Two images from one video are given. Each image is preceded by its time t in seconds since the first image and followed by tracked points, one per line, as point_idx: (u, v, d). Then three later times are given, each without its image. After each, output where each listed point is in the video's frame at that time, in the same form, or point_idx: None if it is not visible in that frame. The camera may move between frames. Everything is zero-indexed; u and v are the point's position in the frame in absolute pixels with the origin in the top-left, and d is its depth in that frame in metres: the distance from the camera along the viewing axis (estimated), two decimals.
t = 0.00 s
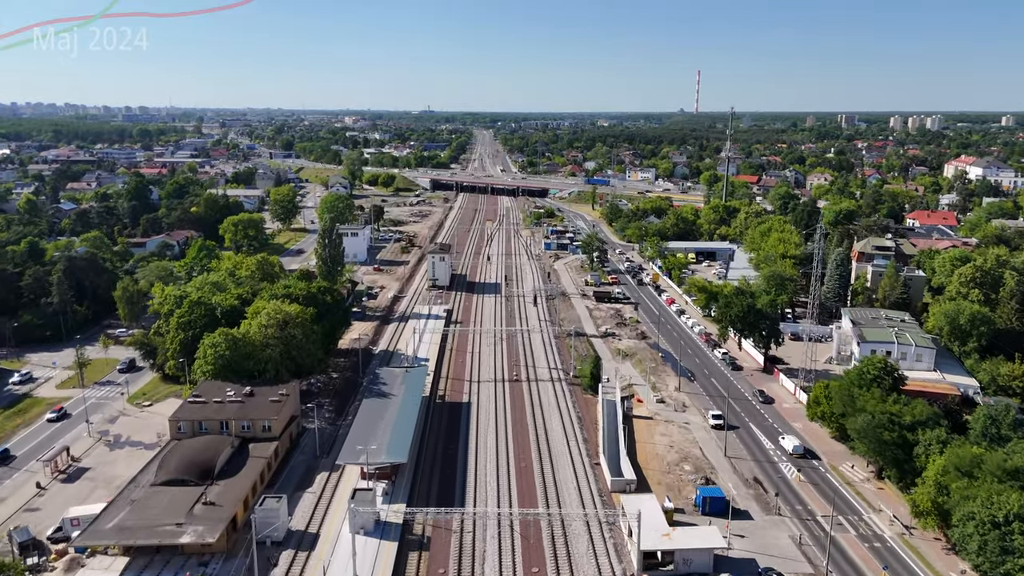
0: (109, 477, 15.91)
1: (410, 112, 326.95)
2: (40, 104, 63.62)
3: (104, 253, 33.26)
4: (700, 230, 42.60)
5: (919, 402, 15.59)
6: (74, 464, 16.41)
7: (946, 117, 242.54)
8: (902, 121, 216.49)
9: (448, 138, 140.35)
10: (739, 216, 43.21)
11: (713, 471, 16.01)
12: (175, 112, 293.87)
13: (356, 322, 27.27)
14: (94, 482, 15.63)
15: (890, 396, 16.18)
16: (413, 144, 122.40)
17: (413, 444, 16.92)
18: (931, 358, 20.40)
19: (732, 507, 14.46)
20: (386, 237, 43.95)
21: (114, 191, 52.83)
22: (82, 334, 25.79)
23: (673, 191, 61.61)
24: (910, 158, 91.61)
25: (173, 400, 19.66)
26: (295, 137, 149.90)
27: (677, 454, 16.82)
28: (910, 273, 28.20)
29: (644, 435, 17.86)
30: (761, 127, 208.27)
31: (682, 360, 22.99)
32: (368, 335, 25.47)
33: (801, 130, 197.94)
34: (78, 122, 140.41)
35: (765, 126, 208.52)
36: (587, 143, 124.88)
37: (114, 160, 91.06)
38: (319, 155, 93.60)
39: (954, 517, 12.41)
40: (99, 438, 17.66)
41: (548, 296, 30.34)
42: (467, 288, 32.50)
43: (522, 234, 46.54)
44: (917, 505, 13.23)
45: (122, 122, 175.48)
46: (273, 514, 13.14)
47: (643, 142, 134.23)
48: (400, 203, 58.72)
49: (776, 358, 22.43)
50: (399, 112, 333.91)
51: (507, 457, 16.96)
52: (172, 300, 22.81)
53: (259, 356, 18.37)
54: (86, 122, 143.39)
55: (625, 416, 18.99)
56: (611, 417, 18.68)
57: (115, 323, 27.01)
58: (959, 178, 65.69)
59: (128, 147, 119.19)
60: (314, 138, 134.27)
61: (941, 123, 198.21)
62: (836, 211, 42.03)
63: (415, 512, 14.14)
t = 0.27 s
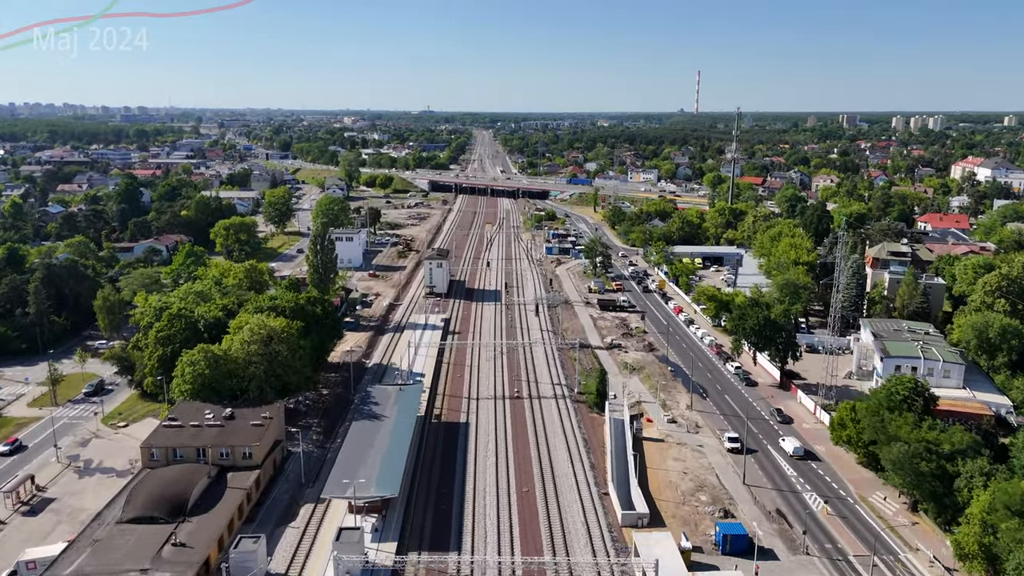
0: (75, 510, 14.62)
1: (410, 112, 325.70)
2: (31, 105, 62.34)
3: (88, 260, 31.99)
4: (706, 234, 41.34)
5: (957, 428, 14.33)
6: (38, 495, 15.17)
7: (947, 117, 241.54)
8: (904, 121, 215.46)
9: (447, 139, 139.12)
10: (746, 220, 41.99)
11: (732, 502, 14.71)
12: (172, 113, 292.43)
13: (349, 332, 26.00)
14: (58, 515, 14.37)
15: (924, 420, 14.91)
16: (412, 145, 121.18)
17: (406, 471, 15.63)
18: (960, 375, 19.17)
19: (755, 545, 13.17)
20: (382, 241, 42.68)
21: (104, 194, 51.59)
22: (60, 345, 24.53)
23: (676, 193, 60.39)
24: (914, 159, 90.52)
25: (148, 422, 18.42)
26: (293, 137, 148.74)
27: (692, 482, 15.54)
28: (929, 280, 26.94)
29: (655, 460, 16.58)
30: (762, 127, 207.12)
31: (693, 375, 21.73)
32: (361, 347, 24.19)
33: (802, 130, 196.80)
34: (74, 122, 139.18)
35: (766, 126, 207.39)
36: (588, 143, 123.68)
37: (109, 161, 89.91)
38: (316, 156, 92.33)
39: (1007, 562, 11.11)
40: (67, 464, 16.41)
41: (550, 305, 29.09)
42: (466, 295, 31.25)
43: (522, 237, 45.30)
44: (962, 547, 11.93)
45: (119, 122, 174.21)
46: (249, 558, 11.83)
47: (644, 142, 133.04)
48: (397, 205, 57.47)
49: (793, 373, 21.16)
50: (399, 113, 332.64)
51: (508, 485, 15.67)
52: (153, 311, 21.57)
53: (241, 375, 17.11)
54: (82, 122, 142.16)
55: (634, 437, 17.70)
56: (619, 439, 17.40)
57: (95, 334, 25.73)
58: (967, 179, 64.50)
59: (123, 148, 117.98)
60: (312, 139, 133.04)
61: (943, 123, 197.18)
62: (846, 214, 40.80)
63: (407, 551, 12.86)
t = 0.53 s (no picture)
0: (36, 547, 13.31)
1: (409, 112, 324.87)
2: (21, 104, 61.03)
3: (71, 266, 30.69)
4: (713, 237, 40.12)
5: (1002, 459, 13.06)
6: None
7: (949, 117, 240.57)
8: (906, 121, 214.36)
9: (447, 138, 137.96)
10: (754, 223, 40.73)
11: (754, 539, 13.46)
12: (171, 113, 291.04)
13: (342, 344, 24.70)
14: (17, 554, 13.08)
15: (965, 450, 13.62)
16: (411, 145, 119.97)
17: (398, 503, 14.39)
18: (993, 393, 17.92)
19: None
20: (379, 245, 41.39)
21: (94, 196, 50.28)
22: (37, 357, 23.26)
23: (680, 195, 59.17)
24: (920, 160, 89.36)
25: (122, 446, 17.15)
26: (291, 138, 147.43)
27: (711, 515, 14.27)
28: (951, 288, 25.68)
29: (669, 489, 15.34)
30: (763, 127, 205.92)
31: (704, 391, 20.51)
32: (354, 360, 22.93)
33: (804, 130, 195.56)
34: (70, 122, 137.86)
35: (767, 127, 206.22)
36: (589, 144, 122.46)
37: (103, 162, 88.57)
38: (313, 156, 91.06)
39: None
40: (31, 493, 15.12)
41: (553, 313, 27.85)
42: (465, 302, 30.01)
43: (523, 241, 44.02)
44: None
45: (116, 122, 172.83)
46: None
47: (646, 142, 131.79)
48: (395, 207, 56.19)
49: (811, 389, 19.93)
50: (398, 113, 331.52)
51: (509, 518, 14.42)
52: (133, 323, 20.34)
53: (221, 397, 15.89)
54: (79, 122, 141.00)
55: (645, 462, 16.44)
56: (629, 466, 16.18)
57: (74, 345, 24.44)
58: (976, 180, 63.29)
59: (119, 148, 116.64)
60: (311, 139, 131.74)
61: (945, 123, 196.06)
62: (857, 216, 39.58)
63: None
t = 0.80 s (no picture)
0: None
1: (408, 112, 323.52)
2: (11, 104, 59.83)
3: (54, 273, 29.45)
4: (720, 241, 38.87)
5: None
6: None
7: (951, 117, 239.35)
8: (908, 121, 213.14)
9: (446, 138, 136.67)
10: (762, 228, 39.49)
11: None
12: (169, 112, 289.83)
13: (334, 356, 23.45)
14: None
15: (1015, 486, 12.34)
16: (409, 145, 118.71)
17: (390, 541, 13.13)
18: None
19: None
20: (375, 249, 40.12)
21: (84, 198, 48.99)
22: (10, 371, 21.99)
23: (684, 197, 57.93)
24: (926, 160, 88.12)
25: (93, 472, 15.93)
26: (288, 137, 146.14)
27: (732, 554, 13.00)
28: (974, 297, 24.43)
29: (685, 523, 14.08)
30: (765, 127, 204.64)
31: (718, 410, 19.25)
32: (346, 375, 21.66)
33: (806, 130, 194.34)
34: (66, 122, 136.60)
35: (769, 126, 204.95)
36: (589, 144, 121.22)
37: (97, 162, 87.28)
38: (311, 157, 89.80)
39: None
40: None
41: (556, 322, 26.60)
42: (464, 310, 28.75)
43: (524, 245, 42.77)
44: None
45: (113, 122, 171.56)
46: None
47: (647, 142, 130.57)
48: (392, 209, 54.93)
49: (834, 408, 18.68)
50: (398, 113, 330.39)
51: (511, 556, 13.15)
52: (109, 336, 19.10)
53: (197, 421, 14.61)
54: (75, 122, 139.77)
55: (658, 491, 15.18)
56: (640, 496, 14.91)
57: (51, 358, 23.16)
58: (986, 181, 62.01)
59: (114, 149, 115.35)
60: (309, 140, 130.56)
61: (948, 123, 194.86)
62: (869, 219, 38.31)
63: None
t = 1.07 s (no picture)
0: None
1: (408, 112, 322.42)
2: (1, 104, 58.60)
3: (35, 280, 28.16)
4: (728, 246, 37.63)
5: None
6: None
7: (953, 117, 238.31)
8: (910, 122, 212.05)
9: (445, 139, 135.48)
10: (771, 232, 38.22)
11: None
12: (167, 112, 288.53)
13: (325, 370, 22.18)
14: None
15: None
16: (408, 146, 117.52)
17: None
18: None
19: None
20: (371, 254, 38.85)
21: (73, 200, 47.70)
22: None
23: (688, 199, 56.71)
24: (931, 161, 87.01)
25: (58, 504, 14.66)
26: (286, 138, 144.88)
27: None
28: (1000, 306, 23.20)
29: (705, 563, 12.81)
30: (766, 127, 203.48)
31: (734, 432, 18.00)
32: (338, 391, 20.42)
33: (808, 130, 193.07)
34: (62, 122, 135.37)
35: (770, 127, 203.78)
36: (590, 144, 120.09)
37: (90, 163, 85.97)
38: (308, 157, 88.57)
39: None
40: None
41: (559, 333, 25.36)
42: (463, 319, 27.51)
43: (525, 249, 41.48)
44: None
45: (111, 122, 170.25)
46: None
47: (649, 142, 129.68)
48: (390, 212, 53.68)
49: (859, 429, 17.42)
50: (398, 113, 329.43)
51: None
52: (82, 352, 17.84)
53: (170, 451, 13.37)
54: (71, 122, 138.58)
55: (674, 525, 13.91)
56: (655, 531, 13.64)
57: (25, 372, 21.86)
58: (995, 182, 60.83)
59: (109, 149, 114.10)
60: (308, 140, 129.26)
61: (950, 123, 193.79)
62: (881, 223, 37.10)
63: None
